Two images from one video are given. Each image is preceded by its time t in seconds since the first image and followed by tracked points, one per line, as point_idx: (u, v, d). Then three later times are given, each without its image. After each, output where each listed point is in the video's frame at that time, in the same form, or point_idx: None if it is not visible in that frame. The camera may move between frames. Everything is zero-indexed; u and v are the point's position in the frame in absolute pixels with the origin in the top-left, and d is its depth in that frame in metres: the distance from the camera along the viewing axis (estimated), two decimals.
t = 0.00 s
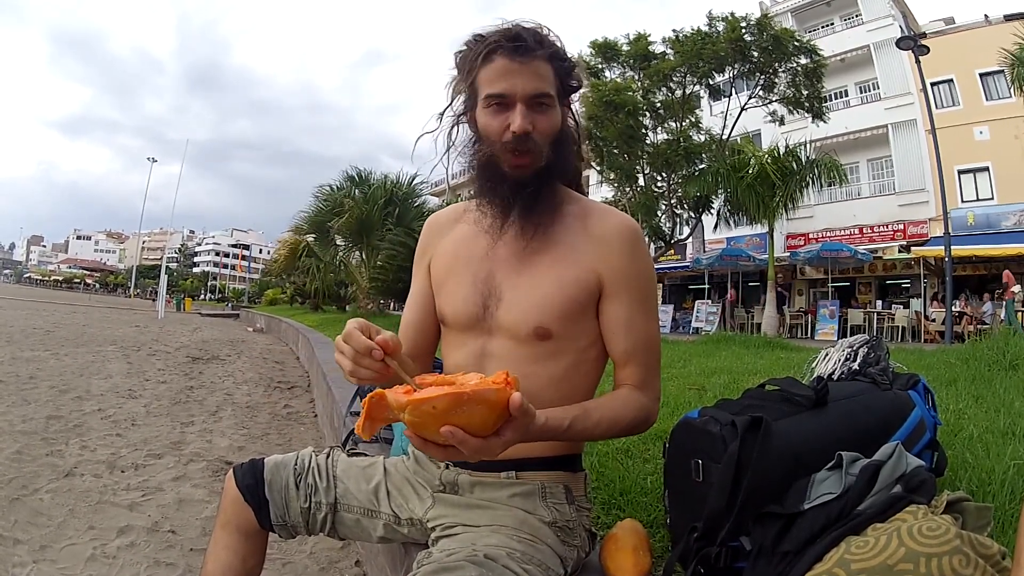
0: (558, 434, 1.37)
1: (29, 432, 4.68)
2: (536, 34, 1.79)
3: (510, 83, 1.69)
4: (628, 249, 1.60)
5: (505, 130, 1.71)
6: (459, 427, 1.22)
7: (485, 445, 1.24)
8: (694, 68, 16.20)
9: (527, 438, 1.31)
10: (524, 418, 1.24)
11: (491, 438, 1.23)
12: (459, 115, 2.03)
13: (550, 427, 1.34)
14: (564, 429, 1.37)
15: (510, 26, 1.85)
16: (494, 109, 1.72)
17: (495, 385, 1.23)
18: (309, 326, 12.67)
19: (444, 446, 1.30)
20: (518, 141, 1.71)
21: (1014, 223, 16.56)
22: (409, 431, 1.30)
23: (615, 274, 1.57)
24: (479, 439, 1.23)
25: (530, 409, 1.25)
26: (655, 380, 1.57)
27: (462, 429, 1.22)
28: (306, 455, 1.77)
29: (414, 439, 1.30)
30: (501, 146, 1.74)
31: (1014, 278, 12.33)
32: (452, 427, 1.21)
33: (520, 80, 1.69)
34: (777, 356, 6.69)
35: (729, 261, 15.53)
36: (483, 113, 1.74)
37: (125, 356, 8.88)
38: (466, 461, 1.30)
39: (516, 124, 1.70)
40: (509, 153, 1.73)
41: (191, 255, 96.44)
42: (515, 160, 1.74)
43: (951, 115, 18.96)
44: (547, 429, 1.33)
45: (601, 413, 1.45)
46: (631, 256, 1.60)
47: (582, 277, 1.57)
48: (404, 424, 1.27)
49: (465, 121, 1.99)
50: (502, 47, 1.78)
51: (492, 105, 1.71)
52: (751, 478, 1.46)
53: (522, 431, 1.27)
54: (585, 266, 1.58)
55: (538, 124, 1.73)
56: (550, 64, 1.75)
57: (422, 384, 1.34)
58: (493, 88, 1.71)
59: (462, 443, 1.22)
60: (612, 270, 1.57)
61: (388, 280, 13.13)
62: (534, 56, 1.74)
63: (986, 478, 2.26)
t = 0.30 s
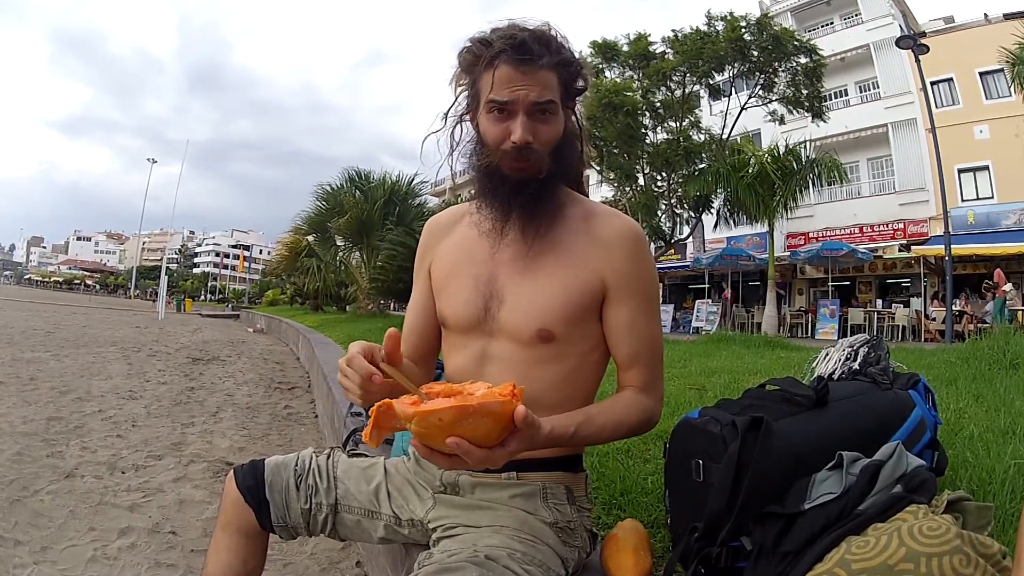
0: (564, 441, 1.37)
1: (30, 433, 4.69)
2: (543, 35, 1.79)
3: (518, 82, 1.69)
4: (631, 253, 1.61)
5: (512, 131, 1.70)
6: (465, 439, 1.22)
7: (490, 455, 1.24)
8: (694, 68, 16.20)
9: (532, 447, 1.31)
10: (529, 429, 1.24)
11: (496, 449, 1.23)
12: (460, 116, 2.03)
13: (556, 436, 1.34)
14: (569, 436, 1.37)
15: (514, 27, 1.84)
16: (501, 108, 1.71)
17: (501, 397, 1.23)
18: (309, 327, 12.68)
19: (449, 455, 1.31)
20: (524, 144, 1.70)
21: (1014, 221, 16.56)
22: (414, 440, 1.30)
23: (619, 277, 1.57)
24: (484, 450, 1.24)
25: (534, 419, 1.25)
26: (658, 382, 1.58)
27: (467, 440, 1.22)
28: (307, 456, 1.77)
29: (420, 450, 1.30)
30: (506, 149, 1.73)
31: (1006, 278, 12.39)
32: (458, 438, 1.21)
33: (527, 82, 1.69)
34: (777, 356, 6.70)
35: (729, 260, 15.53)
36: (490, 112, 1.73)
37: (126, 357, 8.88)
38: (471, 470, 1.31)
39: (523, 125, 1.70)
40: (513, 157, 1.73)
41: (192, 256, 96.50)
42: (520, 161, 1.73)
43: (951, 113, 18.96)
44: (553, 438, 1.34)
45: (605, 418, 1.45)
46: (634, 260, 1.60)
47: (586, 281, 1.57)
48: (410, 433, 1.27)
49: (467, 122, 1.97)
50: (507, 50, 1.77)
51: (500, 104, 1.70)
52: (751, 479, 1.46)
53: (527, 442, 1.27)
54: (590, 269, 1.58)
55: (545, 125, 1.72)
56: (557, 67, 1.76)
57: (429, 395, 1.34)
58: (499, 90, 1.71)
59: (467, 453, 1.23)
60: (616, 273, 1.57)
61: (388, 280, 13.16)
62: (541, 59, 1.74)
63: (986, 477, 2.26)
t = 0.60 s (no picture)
0: (567, 443, 1.36)
1: (29, 433, 4.69)
2: (545, 33, 1.80)
3: (520, 78, 1.69)
4: (632, 251, 1.61)
5: (513, 127, 1.71)
6: (468, 441, 1.22)
7: (493, 457, 1.24)
8: (693, 67, 16.20)
9: (536, 450, 1.31)
10: (533, 432, 1.24)
11: (499, 451, 1.23)
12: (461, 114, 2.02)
13: (559, 437, 1.34)
14: (573, 437, 1.37)
15: (516, 25, 1.85)
16: (502, 105, 1.71)
17: (504, 400, 1.23)
18: (308, 326, 12.68)
19: (453, 456, 1.31)
20: (527, 138, 1.70)
21: (1014, 222, 16.54)
22: (419, 442, 1.30)
23: (620, 277, 1.57)
24: (487, 451, 1.23)
25: (538, 422, 1.25)
26: (661, 381, 1.58)
27: (471, 441, 1.22)
28: (306, 455, 1.77)
29: (425, 451, 1.30)
30: (506, 145, 1.74)
31: (996, 280, 12.09)
32: (461, 440, 1.21)
33: (528, 78, 1.69)
34: (777, 356, 6.70)
35: (729, 260, 15.54)
36: (491, 109, 1.73)
37: (125, 357, 8.88)
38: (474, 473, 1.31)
39: (525, 121, 1.70)
40: (517, 152, 1.73)
41: (191, 255, 96.47)
42: (521, 158, 1.74)
43: (951, 114, 18.96)
44: (557, 440, 1.33)
45: (608, 419, 1.46)
46: (636, 259, 1.60)
47: (588, 279, 1.57)
48: (414, 434, 1.27)
49: (467, 120, 1.98)
50: (508, 46, 1.78)
51: (501, 100, 1.71)
52: (751, 478, 1.46)
53: (531, 444, 1.26)
54: (591, 268, 1.58)
55: (546, 122, 1.73)
56: (559, 64, 1.76)
57: (434, 397, 1.33)
58: (501, 85, 1.71)
59: (470, 455, 1.22)
60: (617, 273, 1.57)
61: (387, 280, 13.16)
62: (544, 55, 1.75)
63: (986, 477, 2.26)
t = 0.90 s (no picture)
0: (571, 444, 1.37)
1: (29, 434, 4.69)
2: (543, 32, 1.81)
3: (519, 74, 1.70)
4: (633, 250, 1.61)
5: (512, 122, 1.70)
6: (471, 445, 1.21)
7: (497, 461, 1.24)
8: (692, 67, 16.21)
9: (539, 452, 1.31)
10: (537, 434, 1.24)
11: (503, 454, 1.23)
12: (460, 114, 2.02)
13: (563, 438, 1.34)
14: (576, 438, 1.37)
15: (515, 24, 1.85)
16: (502, 101, 1.71)
17: (507, 404, 1.23)
18: (308, 327, 12.69)
19: (456, 460, 1.30)
20: (526, 133, 1.70)
21: (1013, 220, 16.54)
22: (422, 447, 1.29)
23: (622, 276, 1.57)
24: (490, 455, 1.23)
25: (541, 425, 1.25)
26: (664, 380, 1.58)
27: (474, 446, 1.21)
28: (306, 456, 1.77)
29: (426, 455, 1.30)
30: (507, 140, 1.73)
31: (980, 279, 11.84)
32: (464, 445, 1.21)
33: (528, 74, 1.70)
34: (777, 355, 6.70)
35: (729, 260, 15.55)
36: (491, 106, 1.73)
37: (125, 357, 8.89)
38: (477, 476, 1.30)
39: (524, 115, 1.70)
40: (516, 145, 1.73)
41: (191, 256, 96.49)
42: (521, 154, 1.74)
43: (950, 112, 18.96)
44: (561, 442, 1.33)
45: (612, 418, 1.46)
46: (636, 258, 1.60)
47: (589, 279, 1.57)
48: (417, 440, 1.27)
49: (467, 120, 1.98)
50: (508, 43, 1.78)
51: (501, 96, 1.71)
52: (751, 479, 1.46)
53: (534, 447, 1.26)
54: (592, 267, 1.58)
55: (546, 118, 1.73)
56: (556, 61, 1.77)
57: (437, 400, 1.33)
58: (501, 82, 1.71)
59: (473, 459, 1.22)
60: (618, 272, 1.57)
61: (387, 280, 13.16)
62: (542, 52, 1.76)
63: (986, 476, 2.26)
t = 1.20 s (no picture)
0: (578, 440, 1.37)
1: (30, 435, 4.70)
2: (538, 30, 1.81)
3: (516, 72, 1.71)
4: (632, 248, 1.61)
5: (509, 119, 1.70)
6: (482, 441, 1.22)
7: (507, 457, 1.24)
8: (692, 67, 16.21)
9: (548, 448, 1.31)
10: (546, 430, 1.24)
11: (513, 451, 1.24)
12: (456, 115, 2.02)
13: (571, 435, 1.34)
14: (582, 435, 1.38)
15: (510, 25, 1.85)
16: (498, 99, 1.71)
17: (516, 400, 1.23)
18: (308, 328, 12.71)
19: (466, 457, 1.30)
20: (522, 131, 1.70)
21: (1013, 219, 16.53)
22: (432, 443, 1.30)
23: (620, 273, 1.57)
24: (501, 451, 1.23)
25: (550, 421, 1.25)
26: (666, 377, 1.58)
27: (485, 442, 1.22)
28: (306, 457, 1.77)
29: (437, 452, 1.31)
30: (503, 140, 1.73)
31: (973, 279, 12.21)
32: (475, 441, 1.21)
33: (525, 71, 1.71)
34: (777, 356, 6.70)
35: (729, 260, 15.56)
36: (487, 104, 1.73)
37: (126, 358, 8.91)
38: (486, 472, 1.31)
39: (521, 112, 1.69)
40: (512, 143, 1.73)
41: (191, 257, 96.60)
42: (520, 150, 1.73)
43: (950, 112, 18.96)
44: (568, 438, 1.33)
45: (617, 414, 1.46)
46: (634, 255, 1.60)
47: (588, 277, 1.56)
48: (428, 437, 1.27)
49: (465, 120, 1.97)
50: (503, 43, 1.79)
51: (498, 95, 1.71)
52: (752, 479, 1.46)
53: (544, 442, 1.27)
54: (591, 266, 1.58)
55: (543, 114, 1.72)
56: (551, 59, 1.77)
57: (445, 397, 1.33)
58: (496, 81, 1.71)
59: (484, 455, 1.22)
60: (618, 270, 1.57)
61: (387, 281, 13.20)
62: (537, 51, 1.76)
63: (986, 476, 2.25)
